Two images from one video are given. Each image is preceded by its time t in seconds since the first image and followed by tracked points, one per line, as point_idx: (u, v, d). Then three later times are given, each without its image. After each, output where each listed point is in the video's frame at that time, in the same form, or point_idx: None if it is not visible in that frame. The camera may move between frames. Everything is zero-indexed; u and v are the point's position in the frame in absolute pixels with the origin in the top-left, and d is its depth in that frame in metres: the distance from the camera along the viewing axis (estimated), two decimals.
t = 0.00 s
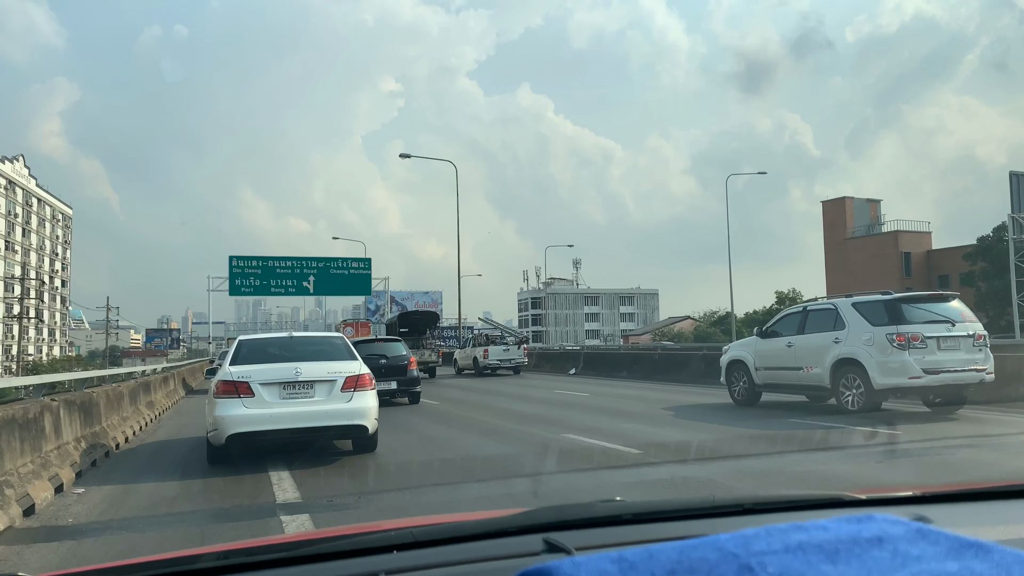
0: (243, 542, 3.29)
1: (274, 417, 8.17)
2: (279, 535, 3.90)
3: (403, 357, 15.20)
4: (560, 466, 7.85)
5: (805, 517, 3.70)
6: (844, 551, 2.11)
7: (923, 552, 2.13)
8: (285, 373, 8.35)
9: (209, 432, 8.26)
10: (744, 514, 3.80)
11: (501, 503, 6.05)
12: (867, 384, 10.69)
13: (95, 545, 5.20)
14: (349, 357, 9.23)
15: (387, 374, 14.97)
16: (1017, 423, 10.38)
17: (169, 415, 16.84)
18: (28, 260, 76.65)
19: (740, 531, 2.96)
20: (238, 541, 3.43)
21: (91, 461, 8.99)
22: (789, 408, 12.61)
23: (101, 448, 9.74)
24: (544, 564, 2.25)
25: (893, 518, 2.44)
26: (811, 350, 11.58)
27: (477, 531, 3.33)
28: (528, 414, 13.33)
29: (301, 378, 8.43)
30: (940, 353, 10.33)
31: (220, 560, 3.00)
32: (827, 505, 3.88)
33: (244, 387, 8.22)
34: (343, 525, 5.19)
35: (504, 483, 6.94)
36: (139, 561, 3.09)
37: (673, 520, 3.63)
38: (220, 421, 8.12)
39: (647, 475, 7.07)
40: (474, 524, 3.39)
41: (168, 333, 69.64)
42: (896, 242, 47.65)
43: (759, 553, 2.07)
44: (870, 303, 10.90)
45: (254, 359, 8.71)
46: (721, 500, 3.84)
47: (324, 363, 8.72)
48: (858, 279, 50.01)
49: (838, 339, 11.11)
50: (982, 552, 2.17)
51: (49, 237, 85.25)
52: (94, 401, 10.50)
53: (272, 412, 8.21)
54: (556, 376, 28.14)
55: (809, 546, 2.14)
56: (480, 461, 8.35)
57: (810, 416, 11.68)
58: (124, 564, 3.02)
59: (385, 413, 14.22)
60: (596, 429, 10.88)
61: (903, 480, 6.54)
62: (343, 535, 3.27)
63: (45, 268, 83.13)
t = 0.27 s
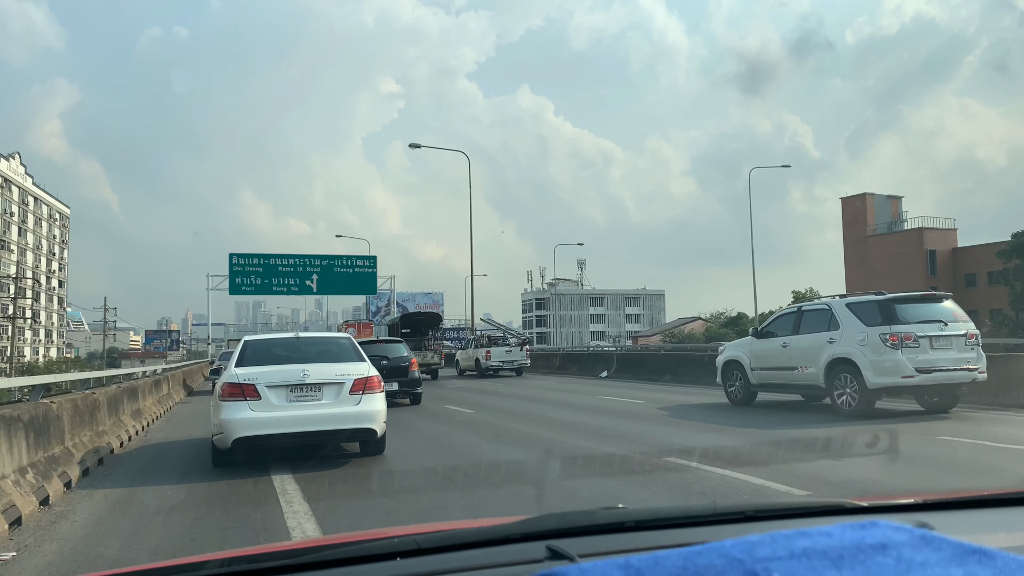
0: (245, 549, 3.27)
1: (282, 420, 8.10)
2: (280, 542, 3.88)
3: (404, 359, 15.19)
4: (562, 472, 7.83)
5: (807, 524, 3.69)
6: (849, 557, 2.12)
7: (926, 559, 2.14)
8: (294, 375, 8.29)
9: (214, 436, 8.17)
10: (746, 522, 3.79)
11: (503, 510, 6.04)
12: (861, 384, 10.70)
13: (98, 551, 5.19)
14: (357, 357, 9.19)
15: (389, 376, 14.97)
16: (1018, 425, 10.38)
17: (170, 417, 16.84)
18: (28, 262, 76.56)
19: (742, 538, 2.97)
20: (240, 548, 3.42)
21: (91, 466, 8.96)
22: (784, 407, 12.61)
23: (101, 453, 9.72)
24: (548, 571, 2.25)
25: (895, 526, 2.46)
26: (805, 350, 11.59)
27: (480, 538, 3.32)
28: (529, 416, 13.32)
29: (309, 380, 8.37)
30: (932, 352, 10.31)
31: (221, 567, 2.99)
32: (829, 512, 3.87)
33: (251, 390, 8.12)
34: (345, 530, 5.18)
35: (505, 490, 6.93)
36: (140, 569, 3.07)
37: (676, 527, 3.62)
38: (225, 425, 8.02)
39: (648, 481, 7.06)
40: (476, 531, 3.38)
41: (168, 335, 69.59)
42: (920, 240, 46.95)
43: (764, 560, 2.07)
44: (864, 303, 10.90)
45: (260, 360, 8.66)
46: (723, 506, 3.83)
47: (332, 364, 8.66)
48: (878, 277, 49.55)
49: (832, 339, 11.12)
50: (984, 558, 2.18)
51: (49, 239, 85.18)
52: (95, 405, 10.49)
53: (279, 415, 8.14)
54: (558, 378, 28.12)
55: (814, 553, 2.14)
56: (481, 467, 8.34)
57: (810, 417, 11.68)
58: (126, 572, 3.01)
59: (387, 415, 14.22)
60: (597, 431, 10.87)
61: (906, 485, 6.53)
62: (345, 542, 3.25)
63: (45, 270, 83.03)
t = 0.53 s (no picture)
0: (239, 540, 3.28)
1: (288, 419, 8.08)
2: (275, 532, 3.89)
3: (405, 357, 15.20)
4: (555, 462, 7.84)
5: (800, 511, 3.69)
6: (837, 544, 2.10)
7: (916, 546, 2.12)
8: (300, 374, 8.28)
9: (220, 436, 8.15)
10: (740, 510, 3.79)
11: (498, 498, 6.05)
12: (856, 383, 10.70)
13: (97, 545, 5.19)
14: (363, 356, 9.18)
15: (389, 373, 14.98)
16: (1017, 419, 10.37)
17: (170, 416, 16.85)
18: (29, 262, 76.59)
19: (734, 524, 2.96)
20: (233, 539, 3.42)
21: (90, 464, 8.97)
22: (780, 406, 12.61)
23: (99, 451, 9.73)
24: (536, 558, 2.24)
25: (887, 512, 2.44)
26: (801, 350, 11.60)
27: (472, 527, 3.32)
28: (528, 412, 13.33)
29: (315, 379, 8.35)
30: (926, 351, 10.32)
31: (213, 557, 2.99)
32: (823, 500, 3.87)
33: (256, 388, 8.11)
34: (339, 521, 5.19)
35: (500, 479, 6.94)
36: (133, 559, 3.08)
37: (668, 516, 3.62)
38: (230, 424, 7.99)
39: (642, 471, 7.06)
40: (469, 520, 3.38)
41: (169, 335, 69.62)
42: (948, 235, 44.02)
43: (751, 548, 2.06)
44: (858, 303, 10.90)
45: (265, 359, 8.66)
46: (717, 494, 3.83)
47: (339, 363, 8.65)
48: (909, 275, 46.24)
49: (827, 338, 11.13)
50: (976, 545, 2.16)
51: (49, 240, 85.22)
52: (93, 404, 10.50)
53: (286, 414, 8.12)
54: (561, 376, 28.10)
55: (802, 540, 2.13)
56: (477, 457, 8.34)
57: (808, 412, 11.68)
58: (118, 563, 3.01)
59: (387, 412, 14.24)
60: (596, 425, 10.88)
61: (901, 475, 6.53)
62: (338, 532, 3.26)
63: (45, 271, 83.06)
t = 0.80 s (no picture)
0: (248, 542, 3.26)
1: (297, 421, 8.05)
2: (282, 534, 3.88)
3: (408, 359, 15.20)
4: (560, 462, 7.84)
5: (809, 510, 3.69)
6: (854, 539, 2.10)
7: (934, 540, 2.12)
8: (310, 375, 8.26)
9: (227, 438, 8.13)
10: (749, 508, 3.78)
11: (504, 499, 6.04)
12: (854, 384, 10.67)
13: (103, 549, 5.18)
14: (373, 357, 9.15)
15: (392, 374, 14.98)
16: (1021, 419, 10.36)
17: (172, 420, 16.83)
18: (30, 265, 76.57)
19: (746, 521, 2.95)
20: (242, 541, 3.41)
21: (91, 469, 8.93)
22: (781, 407, 12.60)
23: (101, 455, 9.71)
24: (554, 556, 2.24)
25: (902, 507, 2.44)
26: (800, 351, 11.58)
27: (482, 527, 3.31)
28: (532, 413, 13.31)
29: (325, 380, 8.33)
30: (925, 352, 10.31)
31: (223, 559, 2.97)
32: (831, 498, 3.86)
33: (266, 390, 8.09)
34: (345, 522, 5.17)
35: (505, 480, 6.93)
36: (143, 563, 3.06)
37: (679, 515, 3.61)
38: (240, 426, 7.97)
39: (647, 471, 7.05)
40: (479, 520, 3.37)
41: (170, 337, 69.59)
42: (976, 232, 42.75)
43: (769, 543, 2.06)
44: (857, 304, 10.90)
45: (274, 360, 8.64)
46: (725, 493, 3.83)
47: (349, 364, 8.62)
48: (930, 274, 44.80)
49: (827, 340, 11.11)
50: (993, 539, 2.16)
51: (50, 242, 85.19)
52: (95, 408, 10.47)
53: (296, 416, 8.09)
54: (565, 378, 28.08)
55: (819, 535, 2.13)
56: (481, 458, 8.33)
57: (812, 413, 11.67)
58: (128, 565, 2.99)
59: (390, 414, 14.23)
60: (600, 427, 10.87)
61: (907, 473, 6.52)
62: (347, 533, 3.25)
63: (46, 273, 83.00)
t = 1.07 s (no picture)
0: (247, 544, 3.27)
1: (304, 424, 8.04)
2: (281, 536, 3.88)
3: (411, 359, 15.25)
4: (560, 463, 7.84)
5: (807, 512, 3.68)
6: (849, 543, 2.10)
7: (928, 544, 2.11)
8: (318, 378, 8.25)
9: (234, 442, 8.12)
10: (747, 511, 3.78)
11: (504, 501, 6.04)
12: (854, 384, 10.67)
13: (102, 553, 5.19)
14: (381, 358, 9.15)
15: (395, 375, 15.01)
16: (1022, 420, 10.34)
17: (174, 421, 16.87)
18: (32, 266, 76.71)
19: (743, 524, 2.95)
20: (241, 543, 3.41)
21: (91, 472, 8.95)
22: (782, 408, 12.60)
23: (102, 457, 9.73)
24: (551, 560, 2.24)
25: (898, 512, 2.43)
26: (800, 351, 11.58)
27: (480, 529, 3.31)
28: (534, 414, 13.32)
29: (334, 383, 8.32)
30: (924, 352, 10.31)
31: (222, 562, 2.97)
32: (829, 500, 3.86)
33: (273, 393, 8.08)
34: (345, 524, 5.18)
35: (505, 481, 6.94)
36: (142, 564, 3.07)
37: (677, 517, 3.61)
38: (246, 430, 7.97)
39: (647, 472, 7.05)
40: (477, 522, 3.37)
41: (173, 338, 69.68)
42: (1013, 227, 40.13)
43: (764, 548, 2.06)
44: (856, 304, 10.90)
45: (281, 363, 8.63)
46: (723, 495, 3.82)
47: (358, 367, 8.62)
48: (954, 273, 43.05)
49: (826, 340, 11.11)
50: (987, 543, 2.15)
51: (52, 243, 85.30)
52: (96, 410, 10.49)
53: (303, 419, 8.09)
54: (569, 378, 28.06)
55: (814, 539, 2.13)
56: (481, 459, 8.33)
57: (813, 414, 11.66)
58: (127, 568, 3.00)
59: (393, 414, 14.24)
60: (601, 427, 10.87)
61: (908, 474, 6.51)
62: (345, 535, 3.25)
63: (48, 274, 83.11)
